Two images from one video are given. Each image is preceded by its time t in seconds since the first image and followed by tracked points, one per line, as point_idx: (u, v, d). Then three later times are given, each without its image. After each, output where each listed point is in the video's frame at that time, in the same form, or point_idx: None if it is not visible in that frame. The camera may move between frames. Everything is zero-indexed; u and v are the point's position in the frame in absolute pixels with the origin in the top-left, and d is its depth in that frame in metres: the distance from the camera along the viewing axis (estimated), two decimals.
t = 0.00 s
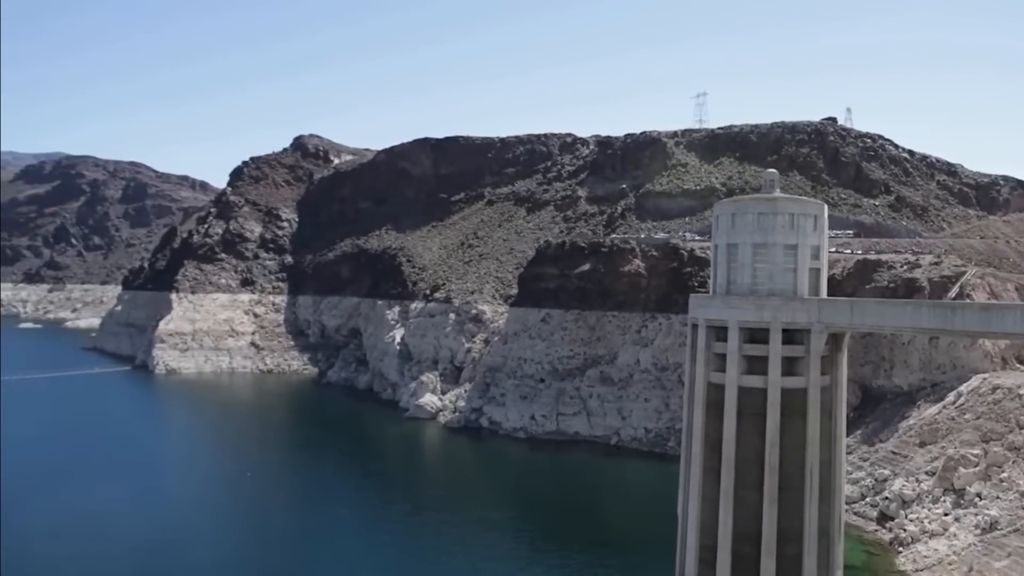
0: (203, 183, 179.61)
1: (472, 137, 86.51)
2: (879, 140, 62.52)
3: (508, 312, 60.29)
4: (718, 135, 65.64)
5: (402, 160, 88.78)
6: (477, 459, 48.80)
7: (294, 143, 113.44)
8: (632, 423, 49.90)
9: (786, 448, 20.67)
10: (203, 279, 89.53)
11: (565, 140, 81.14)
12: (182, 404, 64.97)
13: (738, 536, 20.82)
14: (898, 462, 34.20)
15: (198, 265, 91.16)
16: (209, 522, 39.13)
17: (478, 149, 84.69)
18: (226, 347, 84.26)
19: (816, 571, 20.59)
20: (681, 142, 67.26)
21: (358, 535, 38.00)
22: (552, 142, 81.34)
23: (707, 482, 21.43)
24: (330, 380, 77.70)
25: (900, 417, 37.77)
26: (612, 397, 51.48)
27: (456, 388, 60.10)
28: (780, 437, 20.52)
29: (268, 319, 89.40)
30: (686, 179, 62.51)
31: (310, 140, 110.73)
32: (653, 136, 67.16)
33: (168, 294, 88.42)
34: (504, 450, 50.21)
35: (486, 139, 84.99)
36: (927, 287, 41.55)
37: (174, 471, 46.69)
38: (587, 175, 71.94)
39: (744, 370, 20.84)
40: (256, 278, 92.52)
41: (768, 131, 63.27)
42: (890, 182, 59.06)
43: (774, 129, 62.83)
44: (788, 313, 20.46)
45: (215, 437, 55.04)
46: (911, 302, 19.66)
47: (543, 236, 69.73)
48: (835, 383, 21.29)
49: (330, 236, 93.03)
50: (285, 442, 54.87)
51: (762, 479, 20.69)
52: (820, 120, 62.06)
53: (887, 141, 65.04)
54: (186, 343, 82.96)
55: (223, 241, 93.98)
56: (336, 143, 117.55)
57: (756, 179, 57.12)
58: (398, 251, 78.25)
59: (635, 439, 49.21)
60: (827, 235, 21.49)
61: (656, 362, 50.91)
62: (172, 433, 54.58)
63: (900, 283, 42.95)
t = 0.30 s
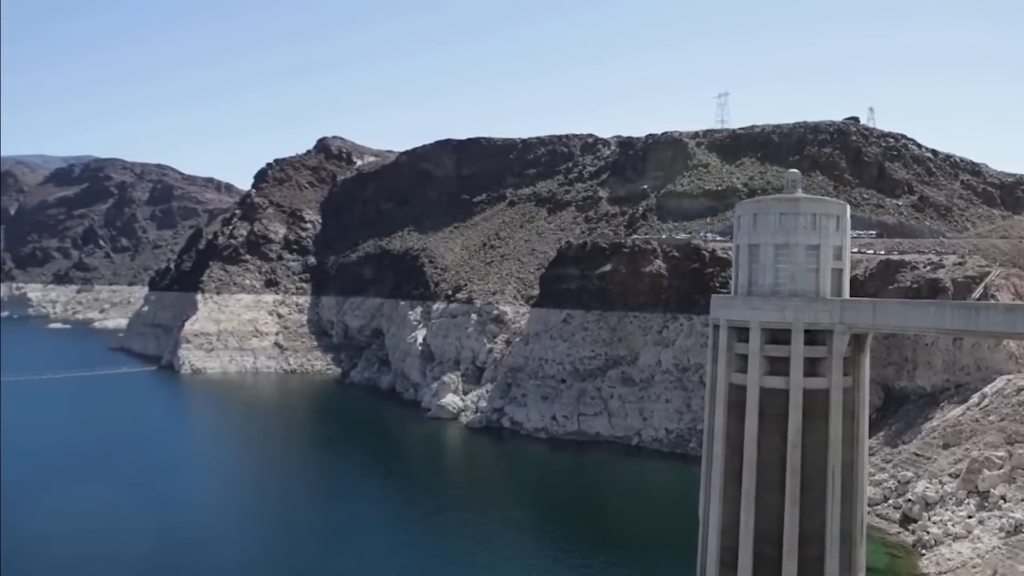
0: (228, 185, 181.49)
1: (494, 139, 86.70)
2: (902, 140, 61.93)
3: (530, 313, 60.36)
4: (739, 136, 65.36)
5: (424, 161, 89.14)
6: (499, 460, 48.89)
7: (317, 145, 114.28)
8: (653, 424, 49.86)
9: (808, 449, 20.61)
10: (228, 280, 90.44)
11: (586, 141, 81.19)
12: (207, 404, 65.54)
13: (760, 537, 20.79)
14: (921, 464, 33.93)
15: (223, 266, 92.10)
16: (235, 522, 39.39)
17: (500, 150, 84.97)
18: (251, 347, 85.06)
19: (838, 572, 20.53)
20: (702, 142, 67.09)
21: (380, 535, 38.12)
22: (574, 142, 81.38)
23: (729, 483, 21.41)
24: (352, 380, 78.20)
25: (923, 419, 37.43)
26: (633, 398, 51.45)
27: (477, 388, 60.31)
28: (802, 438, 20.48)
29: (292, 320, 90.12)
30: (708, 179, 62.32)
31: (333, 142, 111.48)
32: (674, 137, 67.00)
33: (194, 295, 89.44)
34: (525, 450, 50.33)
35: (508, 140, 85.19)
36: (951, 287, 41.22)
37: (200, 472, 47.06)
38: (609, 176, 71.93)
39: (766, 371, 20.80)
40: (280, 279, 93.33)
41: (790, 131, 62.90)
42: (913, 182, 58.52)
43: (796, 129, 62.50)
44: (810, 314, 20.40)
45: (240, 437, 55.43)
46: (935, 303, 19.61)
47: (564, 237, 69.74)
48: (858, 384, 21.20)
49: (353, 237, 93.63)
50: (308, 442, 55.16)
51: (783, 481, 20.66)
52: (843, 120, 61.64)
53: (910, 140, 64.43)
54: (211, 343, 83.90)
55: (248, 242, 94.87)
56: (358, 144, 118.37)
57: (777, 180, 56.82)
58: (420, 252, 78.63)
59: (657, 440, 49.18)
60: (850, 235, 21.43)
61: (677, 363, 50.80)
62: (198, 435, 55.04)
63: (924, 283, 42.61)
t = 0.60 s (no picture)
0: (244, 186, 182.22)
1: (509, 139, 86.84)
2: (917, 139, 61.50)
3: (544, 313, 60.35)
4: (754, 135, 65.09)
5: (438, 162, 89.34)
6: (514, 460, 48.90)
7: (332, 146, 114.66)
8: (667, 424, 49.84)
9: (823, 450, 20.56)
10: (244, 280, 90.95)
11: (601, 141, 81.15)
12: (222, 404, 65.74)
13: (774, 538, 20.79)
14: (936, 465, 33.80)
15: (239, 266, 92.61)
16: (252, 522, 39.50)
17: (514, 150, 85.10)
18: (266, 347, 85.53)
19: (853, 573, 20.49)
20: (716, 142, 66.86)
21: (396, 535, 38.18)
22: (588, 143, 81.37)
23: (743, 484, 21.42)
24: (367, 380, 78.45)
25: (939, 420, 37.22)
26: (647, 398, 51.41)
27: (492, 388, 60.44)
28: (817, 439, 20.45)
29: (308, 320, 90.49)
30: (722, 180, 62.15)
31: (349, 143, 111.84)
32: (688, 137, 66.81)
33: (211, 296, 90.01)
34: (539, 450, 50.40)
35: (522, 141, 85.31)
36: (967, 288, 40.98)
37: (217, 472, 47.26)
38: (623, 176, 71.86)
39: (781, 371, 20.77)
40: (295, 279, 93.76)
41: (804, 131, 62.60)
42: (929, 181, 58.17)
43: (811, 129, 62.21)
44: (825, 314, 20.37)
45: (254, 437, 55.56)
46: (950, 303, 19.58)
47: (579, 237, 69.68)
48: (873, 385, 21.14)
49: (368, 238, 93.95)
50: (323, 442, 55.26)
51: (798, 482, 20.63)
52: (858, 120, 61.30)
53: (925, 139, 63.97)
54: (228, 342, 84.47)
55: (264, 242, 95.34)
56: (373, 145, 118.67)
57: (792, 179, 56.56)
58: (435, 252, 78.89)
59: (671, 440, 49.18)
60: (865, 235, 21.36)
61: (691, 363, 50.71)
62: (215, 436, 55.28)
63: (939, 283, 42.39)
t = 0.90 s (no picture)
0: (266, 187, 183.42)
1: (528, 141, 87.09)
2: (939, 138, 60.98)
3: (563, 313, 60.33)
4: (773, 135, 64.77)
5: (458, 163, 89.63)
6: (533, 460, 48.95)
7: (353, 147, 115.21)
8: (685, 425, 49.78)
9: (842, 451, 20.51)
10: (266, 280, 91.64)
11: (619, 142, 81.11)
12: (243, 404, 66.15)
13: (793, 539, 20.74)
14: (957, 467, 33.58)
15: (261, 267, 93.32)
16: (274, 521, 39.78)
17: (533, 151, 85.36)
18: (287, 347, 86.13)
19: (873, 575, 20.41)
20: (735, 142, 66.59)
21: (418, 535, 38.29)
22: (607, 143, 81.36)
23: (761, 485, 21.36)
24: (387, 380, 78.76)
25: (960, 421, 36.93)
26: (666, 398, 51.35)
27: (511, 388, 60.57)
28: (836, 440, 20.38)
29: (328, 320, 90.97)
30: (741, 180, 61.91)
31: (369, 144, 112.41)
32: (707, 137, 66.57)
33: (232, 296, 90.78)
34: (558, 451, 50.44)
35: (542, 141, 85.50)
36: (988, 288, 40.63)
37: (240, 472, 47.56)
38: (642, 176, 71.79)
39: (800, 372, 20.71)
40: (316, 279, 94.28)
41: (824, 131, 62.25)
42: (950, 180, 57.72)
43: (830, 128, 61.86)
44: (844, 315, 20.32)
45: (275, 437, 55.86)
46: (972, 303, 19.49)
47: (598, 238, 69.66)
48: (893, 386, 21.05)
49: (388, 239, 94.38)
50: (343, 442, 55.52)
51: (817, 483, 20.59)
52: (878, 119, 60.89)
53: (946, 139, 63.45)
54: (249, 342, 85.19)
55: (285, 243, 96.00)
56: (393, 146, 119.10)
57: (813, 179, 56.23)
58: (454, 252, 79.23)
59: (689, 441, 49.14)
60: (885, 236, 21.29)
61: (709, 364, 50.59)
62: (238, 436, 55.62)
63: (961, 283, 42.06)
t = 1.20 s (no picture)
0: (284, 188, 184.34)
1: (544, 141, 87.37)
2: (957, 138, 60.50)
3: (579, 314, 60.28)
4: (790, 135, 64.46)
5: (475, 163, 89.83)
6: (550, 461, 48.98)
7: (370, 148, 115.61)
8: (702, 426, 49.70)
9: (860, 452, 20.44)
10: (284, 281, 92.18)
11: (636, 142, 81.05)
12: (262, 404, 66.55)
13: (810, 540, 20.69)
14: (975, 468, 33.37)
15: (279, 267, 93.86)
16: (292, 521, 40.06)
17: (550, 151, 85.51)
18: (305, 347, 86.64)
19: None
20: (752, 142, 66.30)
21: (434, 535, 38.44)
22: (623, 143, 81.32)
23: (778, 485, 21.31)
24: (404, 380, 79.01)
25: (978, 423, 36.64)
26: (682, 399, 51.27)
27: (527, 388, 60.67)
28: (854, 441, 20.31)
29: (346, 320, 91.36)
30: (758, 180, 61.66)
31: (386, 145, 112.80)
32: (724, 137, 66.22)
33: (251, 296, 91.40)
34: (574, 451, 50.49)
35: (559, 141, 85.64)
36: (1007, 288, 40.30)
37: (259, 473, 47.82)
38: (659, 176, 71.69)
39: (817, 373, 20.64)
40: (334, 280, 94.69)
41: (841, 130, 61.92)
42: (968, 180, 57.33)
43: (848, 128, 61.51)
44: (862, 315, 20.26)
45: (293, 437, 56.18)
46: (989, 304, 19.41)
47: (614, 238, 69.62)
48: (911, 387, 20.96)
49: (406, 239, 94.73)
50: (360, 441, 55.77)
51: (834, 484, 20.54)
52: (896, 118, 60.49)
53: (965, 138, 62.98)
54: (268, 342, 85.78)
55: (303, 244, 96.47)
56: (410, 147, 119.41)
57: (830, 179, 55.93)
58: (471, 253, 79.46)
59: (705, 441, 49.07)
60: (903, 236, 21.21)
61: (726, 364, 50.45)
62: (256, 435, 55.99)
63: (979, 283, 41.76)
